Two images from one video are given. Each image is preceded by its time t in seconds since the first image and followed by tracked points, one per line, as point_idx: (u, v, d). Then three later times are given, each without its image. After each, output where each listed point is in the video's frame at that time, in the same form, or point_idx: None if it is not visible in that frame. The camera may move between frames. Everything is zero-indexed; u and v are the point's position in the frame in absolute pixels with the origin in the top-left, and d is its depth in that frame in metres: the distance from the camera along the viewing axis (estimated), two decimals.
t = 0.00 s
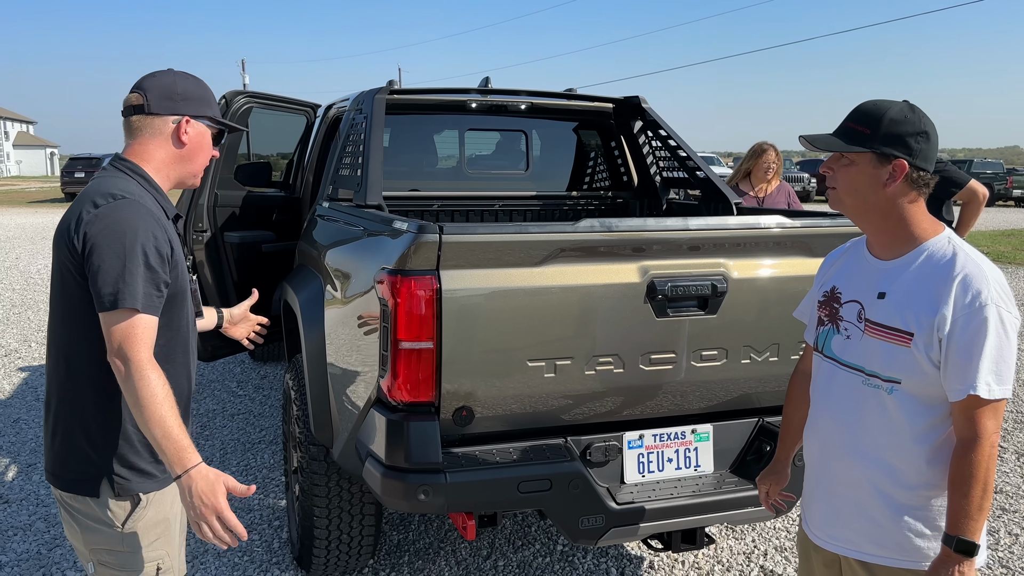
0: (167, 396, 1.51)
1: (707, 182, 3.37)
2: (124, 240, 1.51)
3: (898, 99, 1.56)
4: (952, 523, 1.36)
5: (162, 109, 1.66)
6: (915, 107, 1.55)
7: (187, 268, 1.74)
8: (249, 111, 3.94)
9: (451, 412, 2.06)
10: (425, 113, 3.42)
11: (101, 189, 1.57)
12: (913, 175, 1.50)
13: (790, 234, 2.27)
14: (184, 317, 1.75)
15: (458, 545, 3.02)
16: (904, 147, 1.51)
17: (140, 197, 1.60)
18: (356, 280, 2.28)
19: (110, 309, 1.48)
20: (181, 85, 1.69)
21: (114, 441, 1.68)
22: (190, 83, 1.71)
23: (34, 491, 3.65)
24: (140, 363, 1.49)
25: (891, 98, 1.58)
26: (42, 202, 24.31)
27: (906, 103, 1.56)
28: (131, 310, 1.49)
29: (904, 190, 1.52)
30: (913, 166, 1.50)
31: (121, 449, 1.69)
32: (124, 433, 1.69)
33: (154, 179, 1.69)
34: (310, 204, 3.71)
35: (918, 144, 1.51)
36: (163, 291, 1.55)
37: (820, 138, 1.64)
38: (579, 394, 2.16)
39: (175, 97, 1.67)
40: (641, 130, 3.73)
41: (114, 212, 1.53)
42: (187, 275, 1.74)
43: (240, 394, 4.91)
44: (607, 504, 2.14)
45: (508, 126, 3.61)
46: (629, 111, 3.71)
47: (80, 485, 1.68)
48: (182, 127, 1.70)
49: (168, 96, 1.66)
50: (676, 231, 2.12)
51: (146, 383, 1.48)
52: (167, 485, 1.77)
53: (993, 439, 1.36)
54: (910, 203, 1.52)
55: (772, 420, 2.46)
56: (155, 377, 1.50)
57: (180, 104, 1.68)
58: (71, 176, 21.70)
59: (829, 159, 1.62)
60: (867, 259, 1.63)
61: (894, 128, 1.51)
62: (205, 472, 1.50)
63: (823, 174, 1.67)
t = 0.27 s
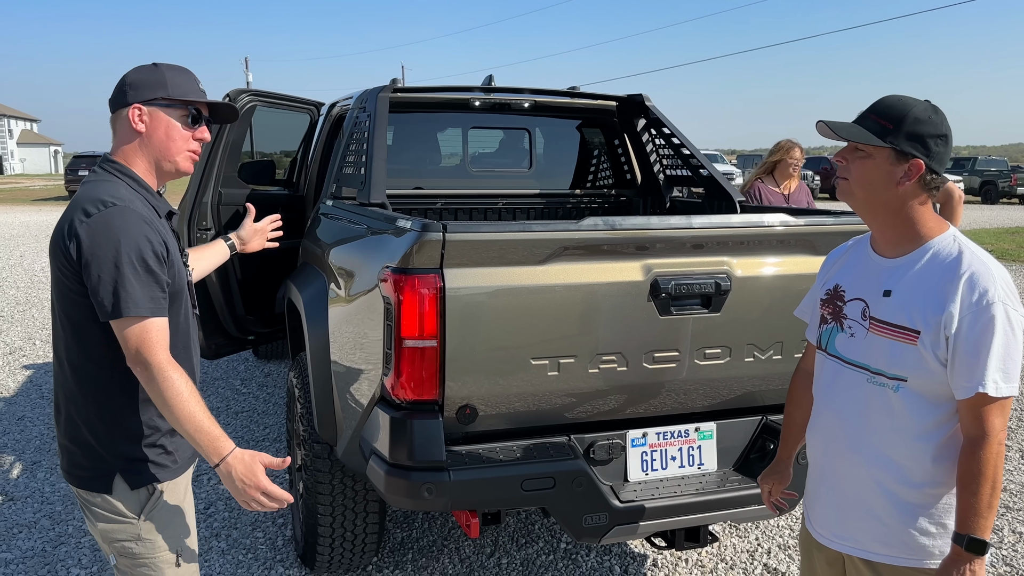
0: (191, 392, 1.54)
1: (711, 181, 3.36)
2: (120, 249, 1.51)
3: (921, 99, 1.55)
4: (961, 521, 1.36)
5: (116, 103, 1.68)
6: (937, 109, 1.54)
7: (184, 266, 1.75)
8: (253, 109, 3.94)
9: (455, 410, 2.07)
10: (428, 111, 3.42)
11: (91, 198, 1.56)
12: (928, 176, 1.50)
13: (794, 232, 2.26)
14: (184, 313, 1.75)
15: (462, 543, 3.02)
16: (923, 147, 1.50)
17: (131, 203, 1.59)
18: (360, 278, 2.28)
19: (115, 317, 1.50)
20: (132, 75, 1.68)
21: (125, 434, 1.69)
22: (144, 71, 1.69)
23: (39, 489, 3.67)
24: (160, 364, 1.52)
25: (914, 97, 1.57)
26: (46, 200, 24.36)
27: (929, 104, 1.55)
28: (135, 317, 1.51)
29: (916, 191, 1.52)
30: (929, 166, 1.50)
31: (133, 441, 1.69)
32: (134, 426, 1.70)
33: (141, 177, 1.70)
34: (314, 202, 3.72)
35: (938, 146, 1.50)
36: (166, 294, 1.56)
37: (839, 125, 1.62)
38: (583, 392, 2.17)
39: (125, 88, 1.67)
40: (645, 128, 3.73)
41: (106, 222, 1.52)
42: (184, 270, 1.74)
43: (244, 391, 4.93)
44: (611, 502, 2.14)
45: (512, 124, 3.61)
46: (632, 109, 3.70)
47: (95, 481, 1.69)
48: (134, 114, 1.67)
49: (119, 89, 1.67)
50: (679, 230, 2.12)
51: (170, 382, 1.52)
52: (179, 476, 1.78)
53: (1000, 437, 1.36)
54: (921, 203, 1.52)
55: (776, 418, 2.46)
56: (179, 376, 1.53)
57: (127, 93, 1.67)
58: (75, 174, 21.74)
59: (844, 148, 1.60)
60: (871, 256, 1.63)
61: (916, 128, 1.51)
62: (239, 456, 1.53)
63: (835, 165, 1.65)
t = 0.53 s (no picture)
0: (183, 404, 1.55)
1: (714, 180, 3.36)
2: (115, 258, 1.51)
3: (929, 99, 1.53)
4: (970, 522, 1.36)
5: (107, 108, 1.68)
6: (945, 109, 1.52)
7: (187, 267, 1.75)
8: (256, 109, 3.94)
9: (458, 410, 2.07)
10: (431, 110, 3.42)
11: (90, 205, 1.57)
12: (940, 179, 1.49)
13: (797, 231, 2.26)
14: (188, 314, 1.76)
15: (465, 543, 3.03)
16: (935, 151, 1.48)
17: (130, 209, 1.60)
18: (362, 277, 2.28)
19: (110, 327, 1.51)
20: (121, 78, 1.69)
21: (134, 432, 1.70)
22: (132, 73, 1.70)
23: (43, 487, 3.68)
24: (155, 373, 1.52)
25: (922, 98, 1.55)
26: (50, 200, 24.41)
27: (937, 103, 1.53)
28: (130, 326, 1.51)
29: (927, 195, 1.50)
30: (941, 169, 1.48)
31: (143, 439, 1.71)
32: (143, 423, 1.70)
33: (143, 183, 1.71)
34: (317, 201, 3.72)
35: (949, 147, 1.48)
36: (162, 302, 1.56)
37: (847, 135, 1.60)
38: (585, 392, 2.17)
39: (114, 92, 1.67)
40: (648, 127, 3.72)
41: (102, 230, 1.53)
42: (187, 273, 1.75)
43: (247, 391, 4.93)
44: (613, 502, 2.14)
45: (514, 124, 3.61)
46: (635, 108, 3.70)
47: (109, 482, 1.71)
48: (125, 118, 1.68)
49: (110, 93, 1.68)
50: (682, 229, 2.12)
51: (162, 394, 1.52)
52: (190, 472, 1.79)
53: (1008, 438, 1.36)
54: (932, 205, 1.51)
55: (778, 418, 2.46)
56: (172, 387, 1.53)
57: (116, 96, 1.67)
58: (78, 173, 21.79)
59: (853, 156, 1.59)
60: (879, 256, 1.63)
61: (927, 132, 1.49)
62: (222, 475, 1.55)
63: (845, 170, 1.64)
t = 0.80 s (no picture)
0: (175, 415, 1.54)
1: (716, 180, 3.36)
2: (129, 259, 1.52)
3: (941, 100, 1.54)
4: (976, 523, 1.36)
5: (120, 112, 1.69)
6: (957, 110, 1.53)
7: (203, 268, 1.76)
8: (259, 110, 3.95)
9: (460, 410, 2.07)
10: (434, 111, 3.43)
11: (107, 207, 1.58)
12: (949, 179, 1.49)
13: (800, 232, 2.26)
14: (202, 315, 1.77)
15: (467, 542, 3.03)
16: (945, 152, 1.49)
17: (146, 212, 1.61)
18: (365, 277, 2.28)
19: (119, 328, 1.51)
20: (134, 83, 1.69)
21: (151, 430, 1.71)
22: (145, 77, 1.70)
23: (46, 487, 3.69)
24: (152, 379, 1.51)
25: (934, 98, 1.55)
26: (53, 200, 24.47)
27: (948, 104, 1.53)
28: (138, 328, 1.51)
29: (936, 195, 1.50)
30: (952, 170, 1.49)
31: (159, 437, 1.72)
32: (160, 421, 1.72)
33: (159, 185, 1.72)
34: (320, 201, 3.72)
35: (961, 149, 1.49)
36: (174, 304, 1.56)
37: (860, 130, 1.60)
38: (588, 391, 2.17)
39: (128, 97, 1.68)
40: (650, 127, 3.72)
41: (118, 232, 1.54)
42: (202, 274, 1.74)
43: (249, 391, 4.94)
44: (616, 502, 2.15)
45: (517, 124, 3.61)
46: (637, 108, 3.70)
47: (123, 480, 1.71)
48: (140, 123, 1.69)
49: (123, 98, 1.68)
50: (684, 229, 2.12)
51: (156, 402, 1.51)
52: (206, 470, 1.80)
53: (1015, 440, 1.36)
54: (940, 206, 1.51)
55: (781, 418, 2.46)
56: (165, 397, 1.52)
57: (131, 101, 1.68)
58: (81, 174, 21.83)
59: (863, 153, 1.58)
60: (884, 256, 1.63)
61: (939, 132, 1.49)
62: (201, 494, 1.54)
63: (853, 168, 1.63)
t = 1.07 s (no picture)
0: (205, 409, 1.55)
1: (718, 181, 3.36)
2: (153, 260, 1.53)
3: (943, 100, 1.54)
4: (978, 524, 1.36)
5: (138, 114, 1.68)
6: (959, 109, 1.52)
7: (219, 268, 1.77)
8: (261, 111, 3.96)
9: (463, 410, 2.07)
10: (436, 112, 3.43)
11: (126, 208, 1.58)
12: (953, 179, 1.49)
13: (802, 232, 2.26)
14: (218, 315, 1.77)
15: (469, 543, 3.03)
16: (948, 151, 1.49)
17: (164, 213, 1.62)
18: (368, 278, 2.29)
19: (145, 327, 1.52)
20: (151, 85, 1.67)
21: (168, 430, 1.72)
22: (163, 80, 1.69)
23: (50, 488, 3.70)
24: (180, 377, 1.52)
25: (936, 99, 1.55)
26: (57, 201, 24.54)
27: (951, 104, 1.53)
28: (165, 327, 1.52)
29: (938, 195, 1.50)
30: (955, 169, 1.48)
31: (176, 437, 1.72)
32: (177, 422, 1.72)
33: (173, 186, 1.72)
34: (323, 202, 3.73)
35: (962, 148, 1.48)
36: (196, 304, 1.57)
37: (860, 134, 1.60)
38: (590, 392, 2.17)
39: (145, 100, 1.66)
40: (652, 128, 3.72)
41: (140, 232, 1.54)
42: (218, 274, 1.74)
43: (252, 391, 4.95)
44: (618, 502, 2.15)
45: (519, 125, 3.61)
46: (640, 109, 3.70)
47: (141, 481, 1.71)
48: (158, 126, 1.69)
49: (140, 100, 1.67)
50: (687, 230, 2.12)
51: (185, 398, 1.52)
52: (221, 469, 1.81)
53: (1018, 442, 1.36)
54: (943, 206, 1.51)
55: (784, 419, 2.45)
56: (194, 391, 1.54)
57: (149, 104, 1.66)
58: (84, 175, 21.88)
59: (865, 155, 1.59)
60: (888, 256, 1.63)
61: (941, 132, 1.49)
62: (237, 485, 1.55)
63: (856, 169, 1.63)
